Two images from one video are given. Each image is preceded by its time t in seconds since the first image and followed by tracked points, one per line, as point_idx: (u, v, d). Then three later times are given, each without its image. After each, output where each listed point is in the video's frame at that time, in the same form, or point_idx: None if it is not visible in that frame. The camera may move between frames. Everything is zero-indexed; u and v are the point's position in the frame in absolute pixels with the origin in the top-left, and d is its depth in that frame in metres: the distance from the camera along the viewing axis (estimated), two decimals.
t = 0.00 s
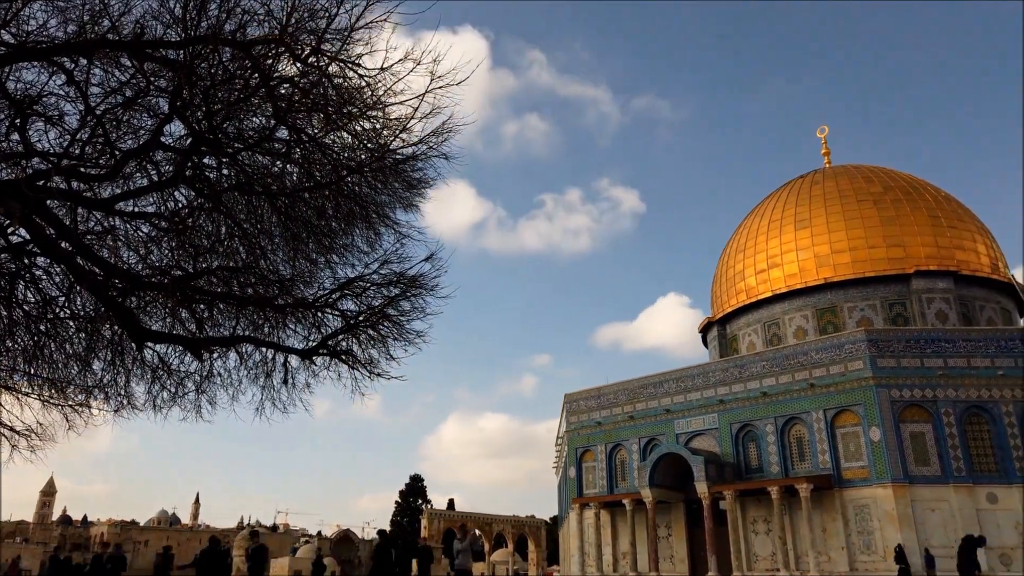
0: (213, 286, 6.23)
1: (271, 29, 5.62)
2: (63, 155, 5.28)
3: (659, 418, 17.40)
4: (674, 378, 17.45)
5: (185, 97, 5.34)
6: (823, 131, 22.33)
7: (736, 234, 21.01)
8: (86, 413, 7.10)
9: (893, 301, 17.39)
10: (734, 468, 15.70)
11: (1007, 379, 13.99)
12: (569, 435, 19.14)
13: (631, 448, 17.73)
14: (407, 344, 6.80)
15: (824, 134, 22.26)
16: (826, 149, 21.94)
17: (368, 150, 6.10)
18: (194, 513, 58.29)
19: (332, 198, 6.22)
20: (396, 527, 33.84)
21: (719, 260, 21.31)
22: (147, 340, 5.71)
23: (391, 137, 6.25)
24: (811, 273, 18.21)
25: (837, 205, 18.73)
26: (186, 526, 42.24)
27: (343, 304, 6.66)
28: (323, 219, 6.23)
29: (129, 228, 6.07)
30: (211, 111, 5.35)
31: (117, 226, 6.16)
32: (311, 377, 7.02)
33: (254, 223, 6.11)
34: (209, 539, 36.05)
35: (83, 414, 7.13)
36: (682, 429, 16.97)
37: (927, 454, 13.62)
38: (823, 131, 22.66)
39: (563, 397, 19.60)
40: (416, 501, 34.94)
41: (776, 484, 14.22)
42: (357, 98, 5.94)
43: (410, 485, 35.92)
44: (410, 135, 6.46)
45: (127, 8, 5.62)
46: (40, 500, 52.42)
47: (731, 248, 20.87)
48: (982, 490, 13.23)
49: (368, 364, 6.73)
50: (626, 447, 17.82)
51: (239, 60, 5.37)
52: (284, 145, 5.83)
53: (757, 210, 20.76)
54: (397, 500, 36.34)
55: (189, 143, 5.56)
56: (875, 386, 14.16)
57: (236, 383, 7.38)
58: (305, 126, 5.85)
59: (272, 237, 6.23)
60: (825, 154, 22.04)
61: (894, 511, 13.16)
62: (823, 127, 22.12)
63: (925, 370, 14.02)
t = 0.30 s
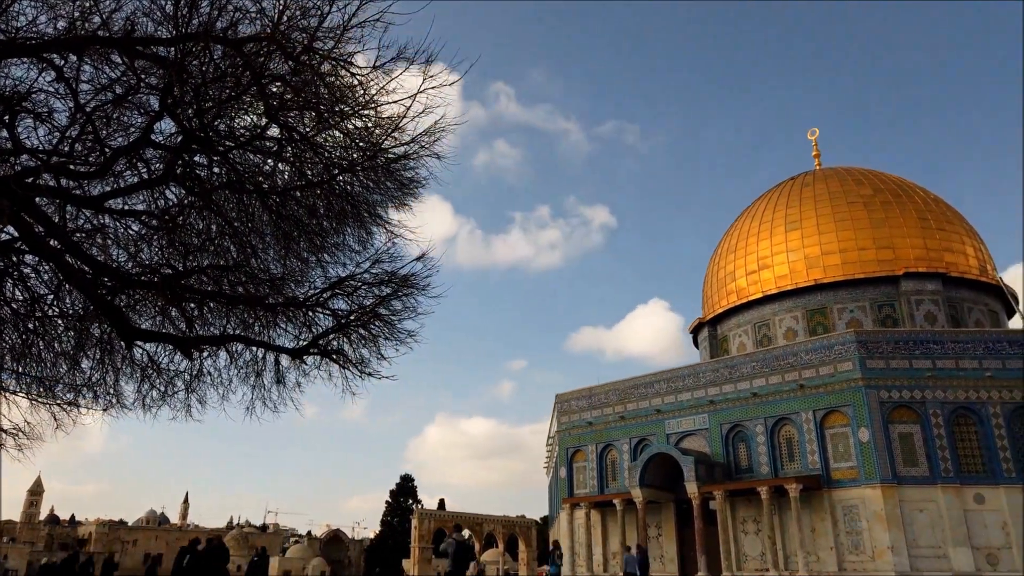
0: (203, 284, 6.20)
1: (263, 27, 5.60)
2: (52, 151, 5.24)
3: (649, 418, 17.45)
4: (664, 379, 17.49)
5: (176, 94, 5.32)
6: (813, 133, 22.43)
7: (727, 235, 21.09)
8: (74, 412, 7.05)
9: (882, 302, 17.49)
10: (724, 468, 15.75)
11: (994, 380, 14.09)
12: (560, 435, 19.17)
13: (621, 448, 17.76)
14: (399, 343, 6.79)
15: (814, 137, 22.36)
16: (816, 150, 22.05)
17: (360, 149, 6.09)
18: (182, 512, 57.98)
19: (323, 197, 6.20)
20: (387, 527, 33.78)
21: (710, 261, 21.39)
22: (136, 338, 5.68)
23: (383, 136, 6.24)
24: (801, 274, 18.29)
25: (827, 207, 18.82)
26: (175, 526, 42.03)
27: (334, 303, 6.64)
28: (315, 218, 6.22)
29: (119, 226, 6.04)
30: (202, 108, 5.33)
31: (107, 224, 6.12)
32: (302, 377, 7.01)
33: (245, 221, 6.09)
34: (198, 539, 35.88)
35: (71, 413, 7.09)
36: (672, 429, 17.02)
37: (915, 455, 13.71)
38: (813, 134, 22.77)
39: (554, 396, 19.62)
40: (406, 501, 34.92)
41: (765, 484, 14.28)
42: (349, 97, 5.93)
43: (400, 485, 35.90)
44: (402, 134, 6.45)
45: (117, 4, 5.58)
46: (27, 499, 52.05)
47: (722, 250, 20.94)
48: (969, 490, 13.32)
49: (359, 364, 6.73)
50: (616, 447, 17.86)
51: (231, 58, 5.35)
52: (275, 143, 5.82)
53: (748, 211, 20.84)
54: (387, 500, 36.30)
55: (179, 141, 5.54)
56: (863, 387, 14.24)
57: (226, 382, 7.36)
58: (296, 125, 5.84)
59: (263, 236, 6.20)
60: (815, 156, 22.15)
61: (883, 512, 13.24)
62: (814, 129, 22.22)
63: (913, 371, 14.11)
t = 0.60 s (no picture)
0: (193, 282, 6.18)
1: (254, 24, 5.58)
2: (41, 149, 5.21)
3: (640, 418, 17.49)
4: (655, 379, 17.53)
5: (166, 91, 5.30)
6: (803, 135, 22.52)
7: (717, 236, 21.16)
8: (61, 411, 7.01)
9: (871, 304, 17.61)
10: (713, 468, 15.81)
11: (981, 382, 14.19)
12: (551, 435, 19.19)
13: (612, 448, 17.80)
14: (389, 343, 6.78)
15: (805, 138, 22.45)
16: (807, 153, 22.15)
17: (351, 147, 6.08)
18: (171, 512, 57.64)
19: (314, 196, 6.18)
20: (376, 527, 33.69)
21: (700, 262, 21.46)
22: (125, 337, 5.65)
23: (374, 135, 6.23)
24: (791, 276, 18.38)
25: (817, 209, 18.91)
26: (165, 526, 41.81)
27: (324, 302, 6.62)
28: (305, 217, 6.19)
29: (107, 224, 6.00)
30: (192, 106, 5.30)
31: (96, 222, 6.08)
32: (292, 376, 6.98)
33: (235, 219, 6.07)
34: (186, 539, 35.69)
35: (58, 412, 7.04)
36: (662, 429, 17.06)
37: (903, 455, 13.80)
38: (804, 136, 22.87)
39: (545, 397, 19.64)
40: (396, 501, 34.86)
41: (754, 485, 14.34)
42: (340, 96, 5.92)
43: (391, 485, 35.83)
44: (393, 133, 6.44)
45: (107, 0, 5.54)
46: (14, 499, 51.67)
47: (712, 250, 21.01)
48: (956, 491, 13.42)
49: (349, 363, 6.71)
50: (607, 447, 17.90)
51: (222, 55, 5.33)
52: (266, 141, 5.80)
53: (738, 213, 20.92)
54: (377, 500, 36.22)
55: (169, 139, 5.52)
56: (852, 388, 14.32)
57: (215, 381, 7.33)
58: (287, 123, 5.82)
59: (253, 235, 6.17)
60: (806, 158, 22.25)
61: (870, 512, 13.33)
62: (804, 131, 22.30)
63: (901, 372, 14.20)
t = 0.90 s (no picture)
0: (182, 280, 6.15)
1: (246, 22, 5.56)
2: (29, 145, 5.18)
3: (630, 418, 17.53)
4: (646, 379, 17.56)
5: (157, 88, 5.27)
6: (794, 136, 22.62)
7: (709, 237, 21.21)
8: (49, 409, 6.97)
9: (860, 305, 17.71)
10: (703, 468, 15.86)
11: (969, 383, 14.28)
12: (542, 435, 19.21)
13: (602, 448, 17.84)
14: (380, 342, 6.77)
15: (796, 140, 22.57)
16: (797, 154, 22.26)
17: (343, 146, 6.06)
18: (160, 512, 57.32)
19: (305, 194, 6.17)
20: (367, 526, 33.64)
21: (691, 262, 21.52)
22: (114, 335, 5.62)
23: (366, 134, 6.22)
24: (781, 276, 18.46)
25: (807, 210, 18.99)
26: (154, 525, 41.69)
27: (315, 301, 6.60)
28: (296, 215, 6.17)
29: (96, 221, 5.96)
30: (183, 103, 5.28)
31: (85, 219, 6.05)
32: (282, 375, 6.96)
33: (226, 217, 6.05)
34: (175, 538, 35.60)
35: (46, 410, 6.99)
36: (652, 429, 17.11)
37: (891, 456, 13.88)
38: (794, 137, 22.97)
39: (536, 396, 19.65)
40: (387, 501, 34.80)
41: (744, 484, 14.39)
42: (332, 94, 5.89)
43: (381, 484, 35.76)
44: (386, 132, 6.43)
45: None
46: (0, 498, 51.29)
47: (703, 251, 21.07)
48: (944, 491, 13.53)
49: (339, 362, 6.69)
50: (597, 447, 17.93)
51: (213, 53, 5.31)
52: (257, 139, 5.78)
53: (729, 214, 20.98)
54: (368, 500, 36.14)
55: (160, 136, 5.50)
56: (841, 388, 14.40)
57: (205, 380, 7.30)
58: (279, 121, 5.80)
59: (243, 233, 6.15)
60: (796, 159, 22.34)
61: (859, 512, 13.41)
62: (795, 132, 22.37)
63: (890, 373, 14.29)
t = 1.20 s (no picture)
0: (172, 279, 6.12)
1: (237, 19, 5.55)
2: (17, 142, 5.14)
3: (620, 418, 17.56)
4: (636, 380, 17.60)
5: (146, 85, 5.25)
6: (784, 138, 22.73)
7: (699, 238, 21.28)
8: (36, 408, 6.92)
9: (849, 306, 17.80)
10: (693, 468, 15.90)
11: (956, 384, 14.39)
12: (532, 435, 19.22)
13: (592, 448, 17.87)
14: (370, 341, 6.77)
15: (786, 142, 22.66)
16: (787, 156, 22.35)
17: (334, 144, 6.05)
18: (147, 511, 56.94)
19: (295, 193, 6.15)
20: (356, 526, 33.55)
21: (681, 263, 21.58)
22: (102, 333, 5.60)
23: (357, 133, 6.21)
24: (771, 278, 18.54)
25: (797, 212, 19.08)
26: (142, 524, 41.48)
27: (305, 301, 6.58)
28: (286, 214, 6.15)
29: (85, 219, 5.93)
30: (173, 101, 5.26)
31: (73, 216, 6.02)
32: (272, 374, 6.94)
33: (215, 216, 6.03)
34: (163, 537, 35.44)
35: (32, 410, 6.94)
36: (642, 430, 17.15)
37: (879, 457, 13.97)
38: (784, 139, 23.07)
39: (527, 397, 19.66)
40: (377, 501, 34.71)
41: (733, 485, 14.44)
42: (323, 92, 5.87)
43: (371, 484, 35.66)
44: (377, 131, 6.42)
45: None
46: None
47: (694, 252, 21.13)
48: (931, 491, 13.63)
49: (330, 361, 6.69)
50: (587, 447, 17.96)
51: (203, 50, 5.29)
52: (247, 137, 5.76)
53: (719, 215, 21.05)
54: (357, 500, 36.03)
55: (149, 134, 5.47)
56: (830, 389, 14.48)
57: (194, 379, 7.27)
58: (269, 119, 5.79)
59: (233, 231, 6.13)
60: (786, 161, 22.44)
61: (847, 512, 13.48)
62: (786, 134, 22.46)
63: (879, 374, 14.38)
